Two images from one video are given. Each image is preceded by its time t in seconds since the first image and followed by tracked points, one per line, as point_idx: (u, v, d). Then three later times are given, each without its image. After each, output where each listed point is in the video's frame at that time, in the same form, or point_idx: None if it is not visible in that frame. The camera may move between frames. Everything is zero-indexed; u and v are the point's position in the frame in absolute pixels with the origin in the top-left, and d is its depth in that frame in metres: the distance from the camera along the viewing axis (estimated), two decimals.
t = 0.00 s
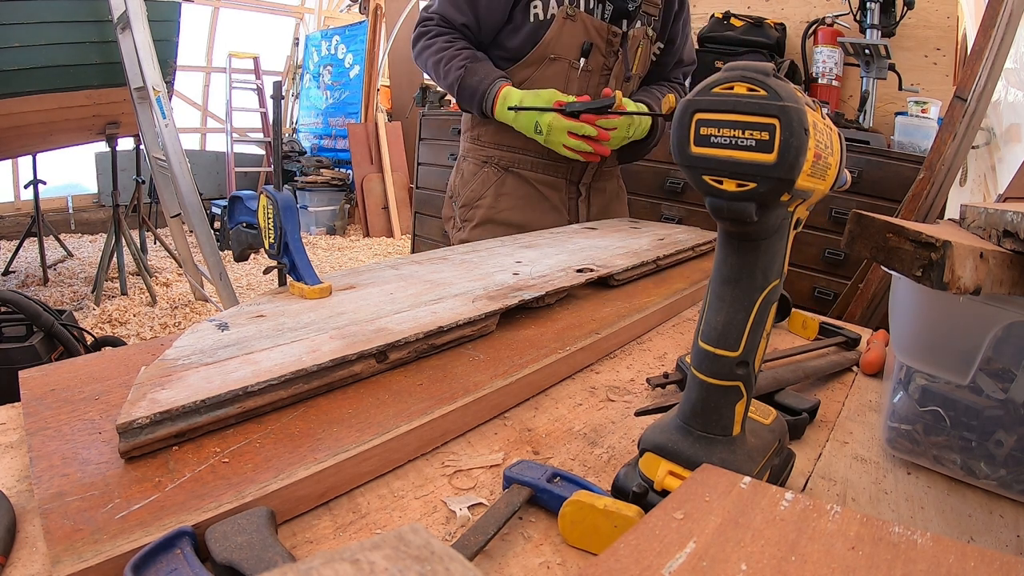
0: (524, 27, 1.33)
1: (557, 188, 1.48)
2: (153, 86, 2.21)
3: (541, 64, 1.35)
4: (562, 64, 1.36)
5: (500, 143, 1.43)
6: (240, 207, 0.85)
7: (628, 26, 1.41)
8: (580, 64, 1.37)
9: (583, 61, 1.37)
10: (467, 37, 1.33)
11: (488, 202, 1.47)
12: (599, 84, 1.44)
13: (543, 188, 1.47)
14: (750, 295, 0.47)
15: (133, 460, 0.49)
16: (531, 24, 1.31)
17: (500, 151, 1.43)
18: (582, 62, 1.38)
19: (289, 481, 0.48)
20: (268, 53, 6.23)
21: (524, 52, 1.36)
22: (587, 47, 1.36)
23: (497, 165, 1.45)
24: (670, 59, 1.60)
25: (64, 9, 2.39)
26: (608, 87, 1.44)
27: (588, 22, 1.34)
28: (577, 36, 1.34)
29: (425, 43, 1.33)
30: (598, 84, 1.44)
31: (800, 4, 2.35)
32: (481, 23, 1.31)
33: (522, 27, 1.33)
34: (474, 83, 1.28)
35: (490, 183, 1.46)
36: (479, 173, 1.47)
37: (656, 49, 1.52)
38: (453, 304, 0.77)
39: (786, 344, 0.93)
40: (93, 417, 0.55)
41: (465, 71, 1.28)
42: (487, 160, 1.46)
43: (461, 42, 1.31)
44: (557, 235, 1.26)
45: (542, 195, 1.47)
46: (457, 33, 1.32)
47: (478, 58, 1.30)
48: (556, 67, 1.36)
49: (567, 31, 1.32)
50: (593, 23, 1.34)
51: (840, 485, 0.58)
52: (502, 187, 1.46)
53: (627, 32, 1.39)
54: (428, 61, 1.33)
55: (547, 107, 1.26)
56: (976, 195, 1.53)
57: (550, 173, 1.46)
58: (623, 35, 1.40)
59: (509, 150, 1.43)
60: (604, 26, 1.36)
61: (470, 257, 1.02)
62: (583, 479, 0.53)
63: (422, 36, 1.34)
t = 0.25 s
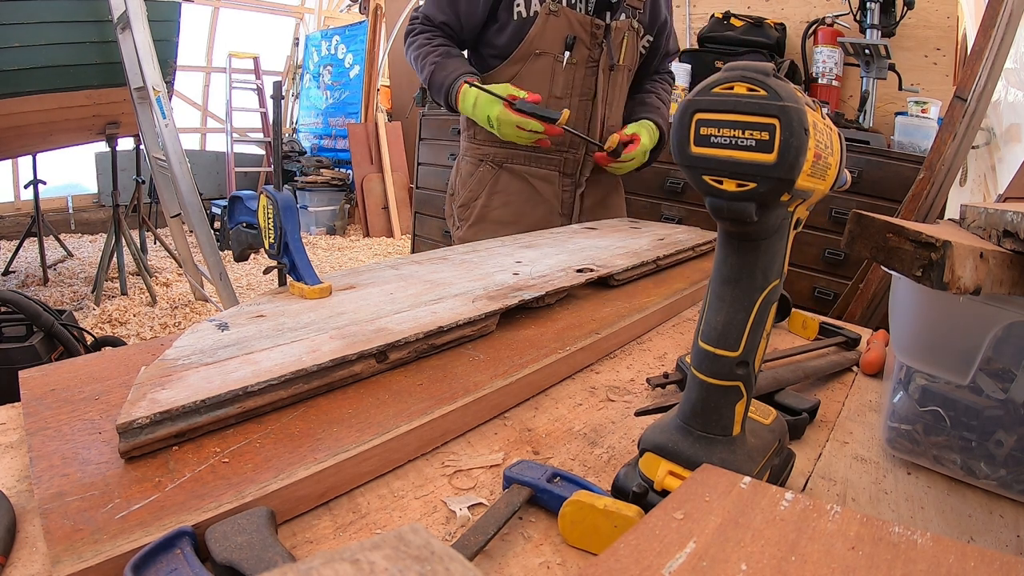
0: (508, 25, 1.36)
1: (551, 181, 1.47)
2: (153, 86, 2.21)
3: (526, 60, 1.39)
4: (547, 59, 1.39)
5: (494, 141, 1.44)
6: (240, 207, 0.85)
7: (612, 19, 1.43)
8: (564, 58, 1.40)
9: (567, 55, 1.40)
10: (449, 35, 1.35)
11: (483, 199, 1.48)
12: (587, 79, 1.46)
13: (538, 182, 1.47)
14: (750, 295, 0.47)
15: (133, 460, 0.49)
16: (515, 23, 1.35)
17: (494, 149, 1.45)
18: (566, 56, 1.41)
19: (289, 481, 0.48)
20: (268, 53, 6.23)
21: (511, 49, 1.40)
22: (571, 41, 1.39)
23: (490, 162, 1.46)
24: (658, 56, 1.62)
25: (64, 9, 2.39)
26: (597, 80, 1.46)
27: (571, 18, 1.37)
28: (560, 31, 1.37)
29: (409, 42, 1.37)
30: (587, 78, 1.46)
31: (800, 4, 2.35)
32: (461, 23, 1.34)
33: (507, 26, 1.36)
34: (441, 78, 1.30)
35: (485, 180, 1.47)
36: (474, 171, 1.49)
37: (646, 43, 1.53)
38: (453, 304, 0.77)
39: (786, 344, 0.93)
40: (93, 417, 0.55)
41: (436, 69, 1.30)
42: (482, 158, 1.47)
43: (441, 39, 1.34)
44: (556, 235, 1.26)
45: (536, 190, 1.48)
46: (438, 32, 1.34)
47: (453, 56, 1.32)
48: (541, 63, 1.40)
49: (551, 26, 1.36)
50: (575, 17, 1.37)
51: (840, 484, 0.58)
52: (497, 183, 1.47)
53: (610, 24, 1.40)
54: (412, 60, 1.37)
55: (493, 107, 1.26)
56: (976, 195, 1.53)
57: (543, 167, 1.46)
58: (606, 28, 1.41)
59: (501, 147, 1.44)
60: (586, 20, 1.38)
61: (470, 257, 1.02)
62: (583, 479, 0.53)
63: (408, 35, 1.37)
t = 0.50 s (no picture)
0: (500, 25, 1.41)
1: (549, 175, 1.53)
2: (153, 86, 2.21)
3: (520, 58, 1.41)
4: (540, 55, 1.41)
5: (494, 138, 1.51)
6: (240, 207, 0.85)
7: (603, 13, 1.46)
8: (556, 54, 1.42)
9: (559, 50, 1.42)
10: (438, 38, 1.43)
11: (485, 195, 1.54)
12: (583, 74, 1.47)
13: (537, 177, 1.52)
14: (751, 295, 0.47)
15: (133, 461, 0.49)
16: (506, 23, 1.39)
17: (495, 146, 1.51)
18: (558, 52, 1.42)
19: (289, 481, 0.48)
20: (268, 53, 6.23)
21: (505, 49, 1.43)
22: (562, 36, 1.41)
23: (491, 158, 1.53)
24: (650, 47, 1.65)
25: (64, 9, 2.39)
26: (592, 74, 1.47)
27: (560, 15, 1.39)
28: (551, 27, 1.39)
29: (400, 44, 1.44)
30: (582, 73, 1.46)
31: (800, 4, 2.35)
32: (448, 25, 1.40)
33: (500, 27, 1.41)
34: (422, 75, 1.37)
35: (487, 177, 1.54)
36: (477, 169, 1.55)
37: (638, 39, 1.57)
38: (453, 304, 0.77)
39: (786, 344, 0.93)
40: (94, 417, 0.55)
41: (416, 68, 1.37)
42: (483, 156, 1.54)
43: (428, 41, 1.41)
44: (556, 235, 1.26)
45: (536, 184, 1.53)
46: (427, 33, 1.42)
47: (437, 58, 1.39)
48: (535, 59, 1.41)
49: (541, 23, 1.38)
50: (564, 13, 1.40)
51: (840, 484, 0.58)
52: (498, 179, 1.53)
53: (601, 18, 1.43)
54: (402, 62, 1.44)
55: (457, 114, 1.30)
56: (976, 195, 1.53)
57: (541, 161, 1.52)
58: (597, 22, 1.43)
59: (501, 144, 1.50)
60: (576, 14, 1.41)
61: (470, 257, 1.02)
62: (583, 479, 0.53)
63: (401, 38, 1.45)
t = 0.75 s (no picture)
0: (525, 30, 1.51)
1: (568, 176, 1.60)
2: (153, 86, 2.21)
3: (541, 61, 1.50)
4: (559, 58, 1.49)
5: (520, 139, 1.61)
6: (240, 207, 0.85)
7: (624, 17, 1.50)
8: (575, 57, 1.49)
9: (579, 53, 1.49)
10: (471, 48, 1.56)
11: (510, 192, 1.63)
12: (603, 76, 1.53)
13: (556, 177, 1.59)
14: (750, 295, 0.47)
15: (133, 460, 0.49)
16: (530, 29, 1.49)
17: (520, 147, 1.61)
18: (578, 55, 1.49)
19: (289, 481, 0.48)
20: (268, 53, 6.23)
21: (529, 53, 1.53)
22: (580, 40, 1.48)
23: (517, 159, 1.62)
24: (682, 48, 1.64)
25: (64, 9, 2.39)
26: (611, 76, 1.52)
27: (580, 19, 1.47)
28: (570, 31, 1.47)
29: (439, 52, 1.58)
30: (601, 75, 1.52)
31: (800, 4, 2.35)
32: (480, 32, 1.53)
33: (525, 33, 1.51)
34: (455, 89, 1.50)
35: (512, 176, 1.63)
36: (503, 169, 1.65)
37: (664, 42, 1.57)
38: (453, 304, 0.77)
39: (786, 344, 0.93)
40: (94, 417, 0.55)
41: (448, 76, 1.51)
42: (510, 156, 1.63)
43: (463, 52, 1.54)
44: (557, 235, 1.26)
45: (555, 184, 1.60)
46: (462, 42, 1.55)
47: (470, 69, 1.52)
48: (555, 62, 1.49)
49: (560, 27, 1.46)
50: (583, 18, 1.47)
51: (840, 484, 0.58)
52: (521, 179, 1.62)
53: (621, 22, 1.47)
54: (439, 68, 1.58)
55: (479, 136, 1.44)
56: (976, 195, 1.53)
57: (562, 162, 1.59)
58: (616, 26, 1.49)
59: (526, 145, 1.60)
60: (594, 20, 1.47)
61: (470, 257, 1.02)
62: (583, 479, 0.53)
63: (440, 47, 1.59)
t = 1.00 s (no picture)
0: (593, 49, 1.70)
1: (623, 184, 1.74)
2: (153, 86, 2.21)
3: (601, 75, 1.66)
4: (619, 74, 1.64)
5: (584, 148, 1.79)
6: (240, 206, 0.85)
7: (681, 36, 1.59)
8: (633, 73, 1.62)
9: (637, 70, 1.62)
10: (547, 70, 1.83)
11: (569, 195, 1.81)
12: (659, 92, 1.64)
13: (611, 185, 1.75)
14: (750, 295, 0.47)
15: (133, 461, 0.49)
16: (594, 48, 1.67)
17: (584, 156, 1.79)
18: (636, 71, 1.62)
19: (289, 481, 0.48)
20: (268, 53, 6.23)
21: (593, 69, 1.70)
22: (638, 56, 1.60)
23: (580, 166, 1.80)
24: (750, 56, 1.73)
25: (64, 9, 2.39)
26: (667, 92, 1.63)
27: (638, 37, 1.59)
28: (630, 48, 1.60)
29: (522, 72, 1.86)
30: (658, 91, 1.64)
31: (800, 4, 2.36)
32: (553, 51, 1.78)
33: (590, 53, 1.70)
34: (530, 108, 1.77)
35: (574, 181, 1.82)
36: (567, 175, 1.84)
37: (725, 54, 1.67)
38: (453, 304, 0.77)
39: (786, 344, 0.93)
40: (93, 417, 0.55)
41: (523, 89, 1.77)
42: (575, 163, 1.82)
43: (540, 74, 1.82)
44: (557, 235, 1.26)
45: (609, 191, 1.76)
46: (537, 63, 1.82)
47: (543, 90, 1.80)
48: (614, 78, 1.64)
49: (620, 44, 1.61)
50: (644, 36, 1.58)
51: (840, 485, 0.58)
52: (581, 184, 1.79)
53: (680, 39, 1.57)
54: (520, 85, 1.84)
55: (546, 153, 1.69)
56: (976, 194, 1.53)
57: (618, 171, 1.74)
58: (672, 44, 1.59)
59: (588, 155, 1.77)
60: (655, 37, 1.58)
61: (470, 257, 1.02)
62: (583, 479, 0.53)
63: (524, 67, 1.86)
